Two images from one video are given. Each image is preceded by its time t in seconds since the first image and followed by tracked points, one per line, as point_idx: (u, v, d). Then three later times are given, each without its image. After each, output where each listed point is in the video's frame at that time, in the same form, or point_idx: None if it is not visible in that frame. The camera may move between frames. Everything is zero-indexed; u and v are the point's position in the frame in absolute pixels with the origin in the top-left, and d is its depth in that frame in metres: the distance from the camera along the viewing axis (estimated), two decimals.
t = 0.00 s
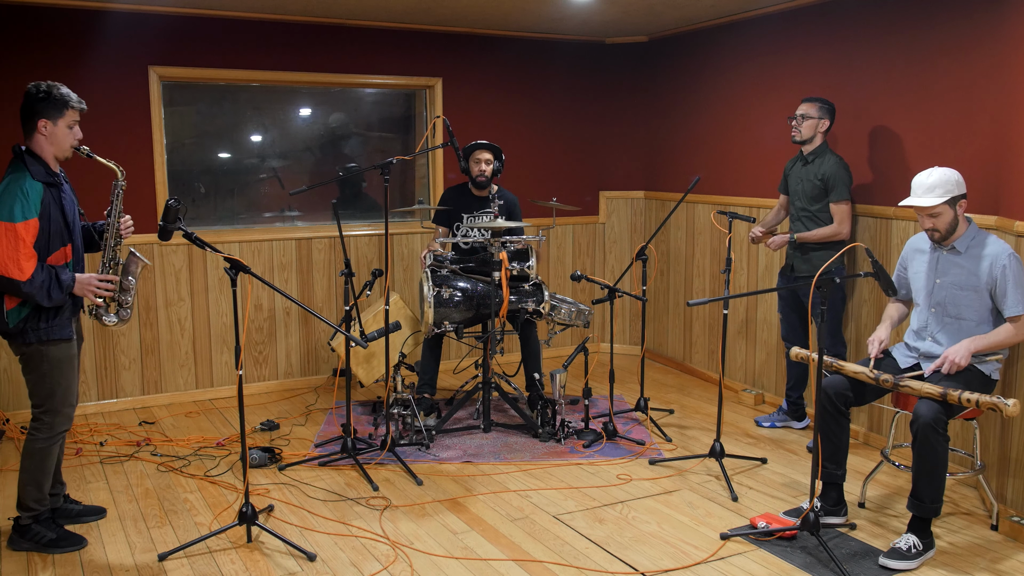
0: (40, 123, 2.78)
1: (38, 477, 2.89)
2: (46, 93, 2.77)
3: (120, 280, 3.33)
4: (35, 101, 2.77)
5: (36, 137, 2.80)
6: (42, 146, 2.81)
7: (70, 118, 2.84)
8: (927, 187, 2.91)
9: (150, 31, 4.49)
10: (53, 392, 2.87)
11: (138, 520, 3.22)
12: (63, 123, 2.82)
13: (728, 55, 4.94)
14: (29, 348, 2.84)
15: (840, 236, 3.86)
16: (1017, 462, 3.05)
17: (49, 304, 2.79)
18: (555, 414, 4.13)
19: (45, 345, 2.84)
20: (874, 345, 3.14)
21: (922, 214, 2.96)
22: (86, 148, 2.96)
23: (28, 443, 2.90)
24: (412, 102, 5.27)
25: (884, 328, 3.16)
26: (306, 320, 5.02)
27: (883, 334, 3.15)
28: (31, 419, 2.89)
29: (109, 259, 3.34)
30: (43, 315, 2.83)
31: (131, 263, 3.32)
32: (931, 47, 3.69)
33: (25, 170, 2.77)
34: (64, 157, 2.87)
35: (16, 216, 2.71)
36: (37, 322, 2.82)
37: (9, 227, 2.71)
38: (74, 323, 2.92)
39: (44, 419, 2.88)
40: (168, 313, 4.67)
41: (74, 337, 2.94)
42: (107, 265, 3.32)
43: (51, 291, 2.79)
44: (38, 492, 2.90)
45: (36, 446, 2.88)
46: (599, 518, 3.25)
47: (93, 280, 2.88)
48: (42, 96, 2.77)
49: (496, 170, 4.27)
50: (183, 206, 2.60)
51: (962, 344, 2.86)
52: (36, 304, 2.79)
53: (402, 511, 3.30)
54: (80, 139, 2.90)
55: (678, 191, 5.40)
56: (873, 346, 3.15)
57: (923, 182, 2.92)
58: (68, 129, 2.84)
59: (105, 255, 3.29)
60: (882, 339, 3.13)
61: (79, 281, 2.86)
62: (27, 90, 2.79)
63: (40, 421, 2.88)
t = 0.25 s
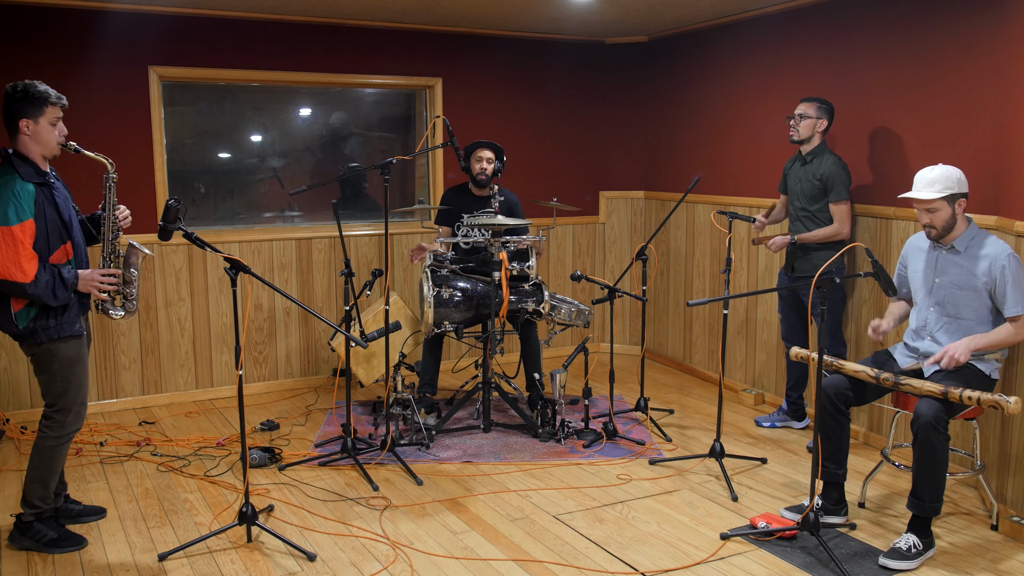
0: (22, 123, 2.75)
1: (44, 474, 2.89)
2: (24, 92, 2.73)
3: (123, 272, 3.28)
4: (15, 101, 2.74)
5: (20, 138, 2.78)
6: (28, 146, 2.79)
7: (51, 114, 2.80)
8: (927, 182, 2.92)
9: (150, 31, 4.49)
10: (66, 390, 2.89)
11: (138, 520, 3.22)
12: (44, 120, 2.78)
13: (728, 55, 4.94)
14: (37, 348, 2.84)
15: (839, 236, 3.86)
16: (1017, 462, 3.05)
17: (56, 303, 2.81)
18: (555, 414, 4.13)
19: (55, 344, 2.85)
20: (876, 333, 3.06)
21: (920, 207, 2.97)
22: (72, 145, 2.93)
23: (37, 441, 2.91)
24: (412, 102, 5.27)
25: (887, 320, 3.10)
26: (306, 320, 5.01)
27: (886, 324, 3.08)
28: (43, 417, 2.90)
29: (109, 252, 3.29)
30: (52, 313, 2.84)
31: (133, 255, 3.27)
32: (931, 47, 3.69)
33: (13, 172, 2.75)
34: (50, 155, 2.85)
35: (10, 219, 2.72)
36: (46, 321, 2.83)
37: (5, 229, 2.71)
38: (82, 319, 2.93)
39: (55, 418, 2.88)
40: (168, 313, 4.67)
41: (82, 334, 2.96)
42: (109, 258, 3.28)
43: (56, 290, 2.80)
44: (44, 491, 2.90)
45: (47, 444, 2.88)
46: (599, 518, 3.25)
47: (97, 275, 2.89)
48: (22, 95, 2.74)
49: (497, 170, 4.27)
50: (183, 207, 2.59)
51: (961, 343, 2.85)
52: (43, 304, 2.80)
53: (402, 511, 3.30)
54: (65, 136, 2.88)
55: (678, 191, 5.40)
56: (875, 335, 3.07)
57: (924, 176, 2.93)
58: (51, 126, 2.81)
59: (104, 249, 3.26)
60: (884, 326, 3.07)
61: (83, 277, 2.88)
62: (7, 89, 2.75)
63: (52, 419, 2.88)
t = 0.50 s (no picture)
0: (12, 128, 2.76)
1: (49, 473, 2.90)
2: (9, 94, 2.74)
3: (125, 269, 3.28)
4: (3, 105, 2.74)
5: (11, 142, 2.78)
6: (19, 150, 2.79)
7: (40, 117, 2.79)
8: (925, 180, 2.93)
9: (150, 31, 4.49)
10: (74, 391, 2.89)
11: (138, 520, 3.22)
12: (33, 123, 2.78)
13: (728, 55, 4.94)
14: (43, 351, 2.85)
15: (839, 236, 3.87)
16: (1017, 462, 3.05)
17: (61, 305, 2.81)
18: (555, 414, 4.13)
19: (61, 345, 2.86)
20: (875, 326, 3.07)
21: (918, 205, 2.97)
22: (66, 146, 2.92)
23: (44, 439, 2.91)
24: (412, 102, 5.27)
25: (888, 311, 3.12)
26: (306, 320, 5.01)
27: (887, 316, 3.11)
28: (52, 417, 2.90)
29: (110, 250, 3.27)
30: (57, 316, 2.84)
31: (134, 252, 3.27)
32: (931, 47, 3.69)
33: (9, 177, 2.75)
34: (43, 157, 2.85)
35: (9, 226, 2.71)
36: (52, 323, 2.83)
37: (6, 237, 2.71)
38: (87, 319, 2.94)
39: (65, 418, 2.89)
40: (168, 313, 4.67)
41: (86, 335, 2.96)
42: (109, 257, 3.26)
43: (61, 293, 2.81)
44: (48, 489, 2.90)
45: (55, 443, 2.89)
46: (600, 518, 3.25)
47: (100, 275, 2.91)
48: (9, 99, 2.74)
49: (496, 172, 4.26)
50: (183, 207, 2.59)
51: (961, 343, 2.86)
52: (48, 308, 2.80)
53: (402, 511, 3.30)
54: (56, 137, 2.87)
55: (678, 191, 5.40)
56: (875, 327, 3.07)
57: (922, 174, 2.95)
58: (40, 128, 2.80)
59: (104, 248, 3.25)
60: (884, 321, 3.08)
61: (85, 277, 2.88)
62: None
63: (62, 419, 2.89)
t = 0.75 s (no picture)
0: (10, 132, 2.75)
1: (51, 474, 2.90)
2: (9, 98, 2.74)
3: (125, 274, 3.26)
4: (3, 109, 2.73)
5: (9, 147, 2.77)
6: (18, 155, 2.79)
7: (39, 121, 2.79)
8: (924, 179, 2.94)
9: (150, 31, 4.49)
10: (78, 394, 2.90)
11: (138, 521, 3.22)
12: (32, 127, 2.78)
13: (728, 55, 4.94)
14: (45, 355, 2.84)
15: (839, 236, 3.87)
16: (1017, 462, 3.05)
17: (64, 310, 2.81)
18: (555, 414, 4.13)
19: (64, 349, 2.86)
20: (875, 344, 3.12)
21: (917, 205, 2.98)
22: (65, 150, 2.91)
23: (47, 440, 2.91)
24: (412, 102, 5.27)
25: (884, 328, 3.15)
26: (306, 320, 5.01)
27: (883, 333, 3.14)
28: (53, 419, 2.91)
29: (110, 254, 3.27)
30: (59, 320, 2.84)
31: (133, 256, 3.25)
32: (931, 47, 3.69)
33: (11, 182, 2.74)
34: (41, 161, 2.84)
35: (15, 232, 2.71)
36: (54, 328, 2.83)
37: (9, 243, 2.71)
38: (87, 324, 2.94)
39: (69, 420, 2.90)
40: (168, 313, 4.67)
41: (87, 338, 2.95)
42: (110, 261, 3.26)
43: (63, 299, 2.81)
44: (49, 490, 2.91)
45: (58, 445, 2.89)
46: (599, 518, 3.25)
47: (100, 279, 2.90)
48: (8, 103, 2.74)
49: (497, 172, 4.26)
50: (183, 207, 2.59)
51: (961, 343, 2.86)
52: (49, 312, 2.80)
53: (402, 511, 3.30)
54: (55, 141, 2.87)
55: (678, 191, 5.40)
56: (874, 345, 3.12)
57: (921, 173, 2.95)
58: (39, 133, 2.80)
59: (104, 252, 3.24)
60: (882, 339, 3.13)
61: (86, 282, 2.88)
62: None
63: (66, 421, 2.90)
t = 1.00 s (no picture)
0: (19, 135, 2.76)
1: (55, 473, 2.91)
2: (19, 100, 2.73)
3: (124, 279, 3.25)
4: (12, 112, 2.73)
5: (16, 149, 2.78)
6: (25, 157, 2.79)
7: (48, 124, 2.80)
8: (920, 178, 2.95)
9: (150, 32, 4.49)
10: (80, 395, 2.91)
11: (138, 520, 3.22)
12: (41, 130, 2.78)
13: (728, 55, 4.94)
14: (44, 356, 2.84)
15: (839, 236, 3.87)
16: (1017, 462, 3.05)
17: (64, 314, 2.82)
18: (555, 414, 4.13)
19: (64, 350, 2.86)
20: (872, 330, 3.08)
21: (914, 202, 3.00)
22: (70, 153, 2.92)
23: (50, 438, 2.91)
24: (412, 102, 5.27)
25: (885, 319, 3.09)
26: (306, 320, 5.02)
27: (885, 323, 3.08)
28: (59, 419, 2.91)
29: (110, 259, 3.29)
30: (59, 322, 2.84)
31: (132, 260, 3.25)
32: (932, 47, 3.69)
33: (19, 185, 2.75)
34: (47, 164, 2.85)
35: (21, 234, 2.71)
36: (54, 329, 2.83)
37: (16, 246, 2.71)
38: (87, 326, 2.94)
39: (73, 419, 2.90)
40: (168, 313, 4.67)
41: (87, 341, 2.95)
42: (110, 265, 3.30)
43: (63, 302, 2.81)
44: (53, 489, 2.91)
45: (61, 443, 2.89)
46: (599, 518, 3.25)
47: (99, 283, 2.91)
48: (18, 105, 2.73)
49: (496, 169, 4.26)
50: (183, 207, 2.60)
51: (961, 343, 2.86)
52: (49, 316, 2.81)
53: (402, 511, 3.30)
54: (61, 144, 2.88)
55: (678, 191, 5.40)
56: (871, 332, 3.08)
57: (918, 172, 2.97)
58: (47, 136, 2.81)
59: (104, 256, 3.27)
60: (884, 327, 3.06)
61: (84, 285, 2.89)
62: None
63: (69, 421, 2.90)
